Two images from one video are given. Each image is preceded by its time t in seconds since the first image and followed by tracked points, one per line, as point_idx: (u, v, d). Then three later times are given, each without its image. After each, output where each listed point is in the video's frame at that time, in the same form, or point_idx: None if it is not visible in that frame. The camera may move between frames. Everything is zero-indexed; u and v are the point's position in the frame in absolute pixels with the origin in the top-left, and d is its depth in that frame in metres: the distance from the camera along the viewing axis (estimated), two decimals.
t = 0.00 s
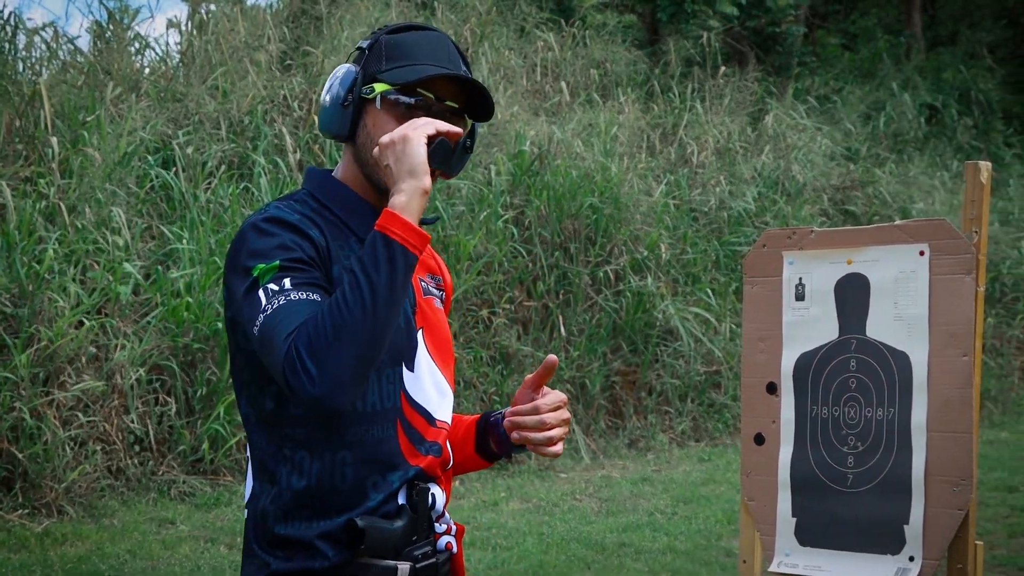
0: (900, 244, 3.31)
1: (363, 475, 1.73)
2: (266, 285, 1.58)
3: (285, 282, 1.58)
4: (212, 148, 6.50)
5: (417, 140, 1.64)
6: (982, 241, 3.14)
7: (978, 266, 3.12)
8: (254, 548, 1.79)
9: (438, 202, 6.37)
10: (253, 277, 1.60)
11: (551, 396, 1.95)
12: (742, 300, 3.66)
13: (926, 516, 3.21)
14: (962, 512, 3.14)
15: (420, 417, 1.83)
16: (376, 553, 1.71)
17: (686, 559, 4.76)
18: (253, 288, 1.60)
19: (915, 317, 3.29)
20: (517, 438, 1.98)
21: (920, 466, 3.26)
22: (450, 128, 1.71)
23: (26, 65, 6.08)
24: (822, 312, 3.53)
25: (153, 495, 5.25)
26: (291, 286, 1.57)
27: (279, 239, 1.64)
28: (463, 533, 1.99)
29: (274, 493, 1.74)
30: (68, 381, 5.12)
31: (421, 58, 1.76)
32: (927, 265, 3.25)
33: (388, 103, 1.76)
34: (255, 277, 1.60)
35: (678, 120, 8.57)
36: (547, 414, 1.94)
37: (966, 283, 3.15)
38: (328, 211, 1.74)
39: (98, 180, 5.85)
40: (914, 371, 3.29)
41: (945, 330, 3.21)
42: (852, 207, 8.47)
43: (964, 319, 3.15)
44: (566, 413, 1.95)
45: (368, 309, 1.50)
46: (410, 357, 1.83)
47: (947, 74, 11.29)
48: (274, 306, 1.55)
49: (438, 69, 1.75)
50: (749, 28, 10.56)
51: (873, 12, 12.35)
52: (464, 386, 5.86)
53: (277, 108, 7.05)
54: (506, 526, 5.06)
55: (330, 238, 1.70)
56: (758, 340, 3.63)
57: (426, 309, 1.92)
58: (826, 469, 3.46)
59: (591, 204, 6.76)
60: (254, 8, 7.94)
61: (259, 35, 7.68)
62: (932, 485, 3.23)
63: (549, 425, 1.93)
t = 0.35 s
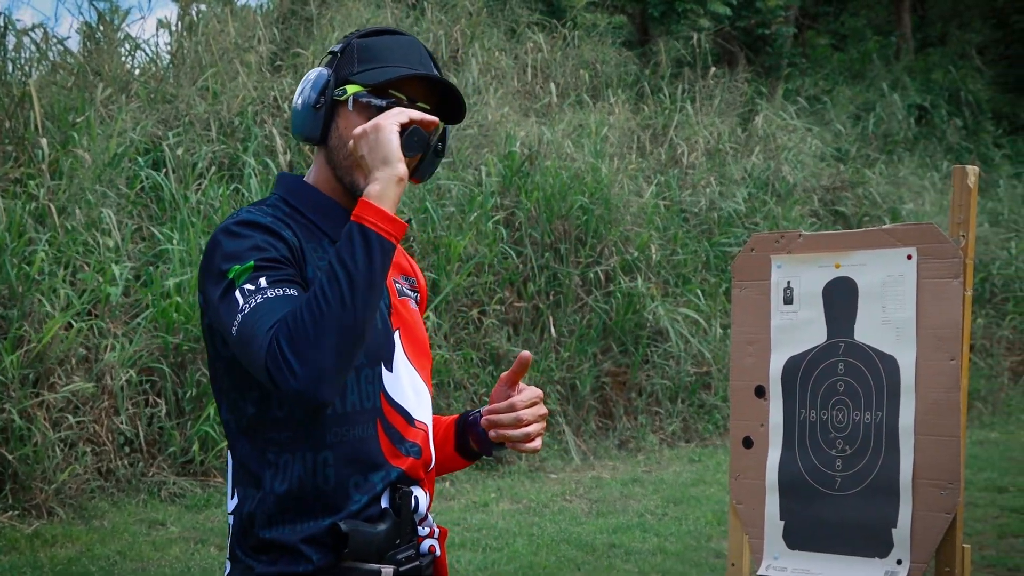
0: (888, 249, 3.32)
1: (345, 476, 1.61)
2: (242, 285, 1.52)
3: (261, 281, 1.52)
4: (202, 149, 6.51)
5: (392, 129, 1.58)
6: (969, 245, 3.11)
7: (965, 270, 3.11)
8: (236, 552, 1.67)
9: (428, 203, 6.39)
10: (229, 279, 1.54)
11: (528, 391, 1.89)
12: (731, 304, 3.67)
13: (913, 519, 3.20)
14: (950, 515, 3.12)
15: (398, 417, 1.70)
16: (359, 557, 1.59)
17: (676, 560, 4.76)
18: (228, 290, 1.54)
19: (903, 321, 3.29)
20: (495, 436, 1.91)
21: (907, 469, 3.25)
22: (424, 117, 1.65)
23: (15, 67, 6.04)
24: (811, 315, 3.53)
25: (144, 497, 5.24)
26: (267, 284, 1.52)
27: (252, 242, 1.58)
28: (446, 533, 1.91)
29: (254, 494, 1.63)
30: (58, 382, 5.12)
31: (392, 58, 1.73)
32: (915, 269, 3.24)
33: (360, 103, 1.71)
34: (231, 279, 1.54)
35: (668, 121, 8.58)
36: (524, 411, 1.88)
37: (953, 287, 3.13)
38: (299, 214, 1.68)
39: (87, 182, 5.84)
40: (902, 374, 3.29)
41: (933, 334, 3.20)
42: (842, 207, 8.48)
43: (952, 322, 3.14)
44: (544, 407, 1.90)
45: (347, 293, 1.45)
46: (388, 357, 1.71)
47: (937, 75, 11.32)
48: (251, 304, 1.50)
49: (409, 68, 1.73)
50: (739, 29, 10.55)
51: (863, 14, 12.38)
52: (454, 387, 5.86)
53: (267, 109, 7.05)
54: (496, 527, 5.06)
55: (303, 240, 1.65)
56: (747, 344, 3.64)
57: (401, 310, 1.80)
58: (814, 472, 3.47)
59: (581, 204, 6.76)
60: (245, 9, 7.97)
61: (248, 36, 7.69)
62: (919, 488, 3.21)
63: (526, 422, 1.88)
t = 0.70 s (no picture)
0: (881, 252, 3.32)
1: (324, 480, 1.62)
2: (217, 301, 1.52)
3: (236, 297, 1.52)
4: (195, 150, 6.51)
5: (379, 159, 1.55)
6: (960, 247, 3.15)
7: (957, 273, 3.13)
8: (219, 553, 1.68)
9: (421, 203, 6.42)
10: (205, 293, 1.55)
11: (507, 395, 1.89)
12: (724, 307, 3.67)
13: (905, 522, 3.20)
14: (942, 518, 3.13)
15: (379, 421, 1.71)
16: (338, 559, 1.60)
17: (670, 560, 4.75)
18: (204, 304, 1.54)
19: (895, 324, 3.29)
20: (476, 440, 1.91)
21: (898, 472, 3.25)
22: (417, 148, 1.60)
23: (8, 66, 6.01)
24: (804, 319, 3.53)
25: (137, 497, 5.24)
26: (242, 301, 1.51)
27: (229, 254, 1.58)
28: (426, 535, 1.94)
29: (232, 497, 1.63)
30: (51, 383, 5.12)
31: (365, 61, 1.75)
32: (907, 272, 3.25)
33: (333, 104, 1.73)
34: (206, 294, 1.54)
35: (661, 121, 8.59)
36: (502, 413, 1.88)
37: (944, 290, 3.15)
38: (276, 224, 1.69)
39: (81, 182, 5.84)
40: (894, 377, 3.28)
41: (925, 336, 3.21)
42: (836, 208, 8.49)
43: (944, 324, 3.15)
44: (523, 412, 1.89)
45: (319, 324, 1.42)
46: (367, 361, 1.72)
47: (930, 75, 11.33)
48: (225, 322, 1.49)
49: (379, 69, 1.74)
50: (733, 29, 10.59)
51: (856, 15, 12.41)
52: (448, 387, 5.84)
53: (260, 109, 7.06)
54: (489, 527, 5.05)
55: (280, 249, 1.65)
56: (739, 346, 3.63)
57: (381, 313, 1.81)
58: (806, 475, 3.46)
59: (574, 205, 6.75)
60: (239, 12, 7.89)
61: (242, 36, 7.70)
62: (911, 491, 3.22)
63: (504, 425, 1.87)
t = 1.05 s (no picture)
0: (879, 251, 3.31)
1: (313, 481, 1.60)
2: (201, 307, 1.50)
3: (218, 304, 1.50)
4: (192, 149, 6.49)
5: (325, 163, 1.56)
6: (960, 247, 3.12)
7: (956, 273, 3.11)
8: (204, 548, 1.65)
9: (418, 203, 6.42)
10: (189, 298, 1.52)
11: (494, 396, 1.86)
12: (723, 306, 3.64)
13: (904, 521, 3.19)
14: (941, 517, 3.11)
15: (370, 423, 1.70)
16: (326, 556, 1.59)
17: (668, 560, 4.73)
18: (189, 309, 1.52)
19: (894, 323, 3.28)
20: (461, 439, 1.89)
21: (898, 471, 3.24)
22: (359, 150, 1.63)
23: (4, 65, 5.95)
24: (802, 318, 3.51)
25: (133, 497, 5.24)
26: (225, 308, 1.49)
27: (215, 259, 1.55)
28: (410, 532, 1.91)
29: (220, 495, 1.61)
30: (47, 383, 5.10)
31: (355, 63, 1.70)
32: (905, 271, 3.23)
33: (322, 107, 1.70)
34: (190, 299, 1.52)
35: (659, 120, 8.58)
36: (489, 415, 1.85)
37: (943, 289, 3.13)
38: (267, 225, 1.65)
39: (77, 182, 5.82)
40: (893, 377, 3.27)
41: (924, 336, 3.20)
42: (834, 207, 8.48)
43: (943, 324, 3.14)
44: (510, 413, 1.87)
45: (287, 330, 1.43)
46: (359, 362, 1.69)
47: (928, 74, 11.32)
48: (207, 329, 1.47)
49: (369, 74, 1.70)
50: (731, 28, 10.52)
51: (854, 15, 12.40)
52: (445, 387, 5.85)
53: (257, 108, 7.06)
54: (487, 528, 5.04)
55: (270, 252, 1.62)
56: (738, 346, 3.60)
57: (371, 315, 1.78)
58: (805, 474, 3.45)
59: (573, 205, 6.72)
60: (235, 8, 7.99)
61: (239, 35, 7.69)
62: (911, 491, 3.20)
63: (492, 427, 1.85)
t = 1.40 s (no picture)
0: (880, 253, 3.31)
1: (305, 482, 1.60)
2: (198, 313, 1.50)
3: (216, 310, 1.50)
4: (192, 149, 6.48)
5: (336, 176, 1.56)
6: (961, 249, 3.16)
7: (957, 275, 3.13)
8: (197, 545, 1.65)
9: (418, 203, 6.42)
10: (187, 304, 1.53)
11: (489, 397, 1.86)
12: (724, 308, 3.62)
13: (906, 523, 3.19)
14: (942, 519, 3.12)
15: (365, 425, 1.70)
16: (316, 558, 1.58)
17: (669, 561, 4.73)
18: (186, 316, 1.53)
19: (896, 325, 3.29)
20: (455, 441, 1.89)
21: (899, 473, 3.24)
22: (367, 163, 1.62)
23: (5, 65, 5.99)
24: (804, 319, 3.51)
25: (133, 498, 5.24)
26: (222, 315, 1.49)
27: (212, 265, 1.55)
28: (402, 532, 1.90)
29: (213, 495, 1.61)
30: (47, 384, 5.10)
31: (353, 71, 1.70)
32: (907, 273, 3.24)
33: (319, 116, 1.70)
34: (188, 305, 1.52)
35: (659, 121, 8.58)
36: (485, 417, 1.85)
37: (945, 291, 3.14)
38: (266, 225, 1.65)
39: (77, 182, 5.81)
40: (895, 379, 3.28)
41: (926, 338, 3.20)
42: (834, 207, 8.48)
43: (944, 326, 3.15)
44: (505, 416, 1.87)
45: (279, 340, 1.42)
46: (353, 366, 1.69)
47: (928, 74, 11.32)
48: (204, 336, 1.48)
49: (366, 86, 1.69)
50: (731, 28, 10.53)
51: (854, 15, 12.40)
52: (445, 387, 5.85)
53: (257, 108, 7.06)
54: (488, 528, 5.04)
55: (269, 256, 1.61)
56: (739, 347, 3.59)
57: (369, 317, 1.77)
58: (806, 475, 3.45)
59: (572, 205, 6.71)
60: (234, 9, 8.00)
61: (238, 36, 7.69)
62: (912, 492, 3.20)
63: (488, 429, 1.85)
